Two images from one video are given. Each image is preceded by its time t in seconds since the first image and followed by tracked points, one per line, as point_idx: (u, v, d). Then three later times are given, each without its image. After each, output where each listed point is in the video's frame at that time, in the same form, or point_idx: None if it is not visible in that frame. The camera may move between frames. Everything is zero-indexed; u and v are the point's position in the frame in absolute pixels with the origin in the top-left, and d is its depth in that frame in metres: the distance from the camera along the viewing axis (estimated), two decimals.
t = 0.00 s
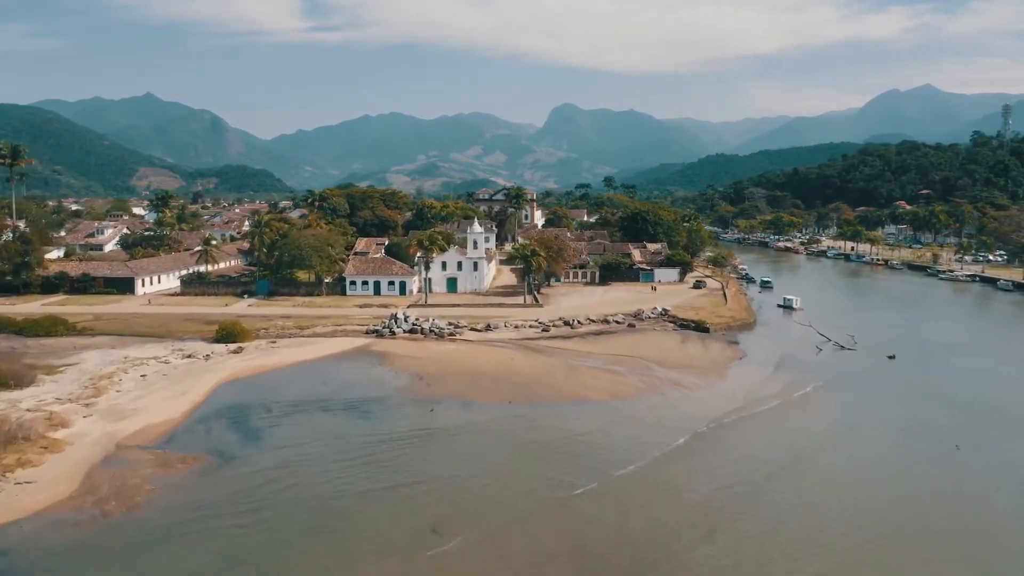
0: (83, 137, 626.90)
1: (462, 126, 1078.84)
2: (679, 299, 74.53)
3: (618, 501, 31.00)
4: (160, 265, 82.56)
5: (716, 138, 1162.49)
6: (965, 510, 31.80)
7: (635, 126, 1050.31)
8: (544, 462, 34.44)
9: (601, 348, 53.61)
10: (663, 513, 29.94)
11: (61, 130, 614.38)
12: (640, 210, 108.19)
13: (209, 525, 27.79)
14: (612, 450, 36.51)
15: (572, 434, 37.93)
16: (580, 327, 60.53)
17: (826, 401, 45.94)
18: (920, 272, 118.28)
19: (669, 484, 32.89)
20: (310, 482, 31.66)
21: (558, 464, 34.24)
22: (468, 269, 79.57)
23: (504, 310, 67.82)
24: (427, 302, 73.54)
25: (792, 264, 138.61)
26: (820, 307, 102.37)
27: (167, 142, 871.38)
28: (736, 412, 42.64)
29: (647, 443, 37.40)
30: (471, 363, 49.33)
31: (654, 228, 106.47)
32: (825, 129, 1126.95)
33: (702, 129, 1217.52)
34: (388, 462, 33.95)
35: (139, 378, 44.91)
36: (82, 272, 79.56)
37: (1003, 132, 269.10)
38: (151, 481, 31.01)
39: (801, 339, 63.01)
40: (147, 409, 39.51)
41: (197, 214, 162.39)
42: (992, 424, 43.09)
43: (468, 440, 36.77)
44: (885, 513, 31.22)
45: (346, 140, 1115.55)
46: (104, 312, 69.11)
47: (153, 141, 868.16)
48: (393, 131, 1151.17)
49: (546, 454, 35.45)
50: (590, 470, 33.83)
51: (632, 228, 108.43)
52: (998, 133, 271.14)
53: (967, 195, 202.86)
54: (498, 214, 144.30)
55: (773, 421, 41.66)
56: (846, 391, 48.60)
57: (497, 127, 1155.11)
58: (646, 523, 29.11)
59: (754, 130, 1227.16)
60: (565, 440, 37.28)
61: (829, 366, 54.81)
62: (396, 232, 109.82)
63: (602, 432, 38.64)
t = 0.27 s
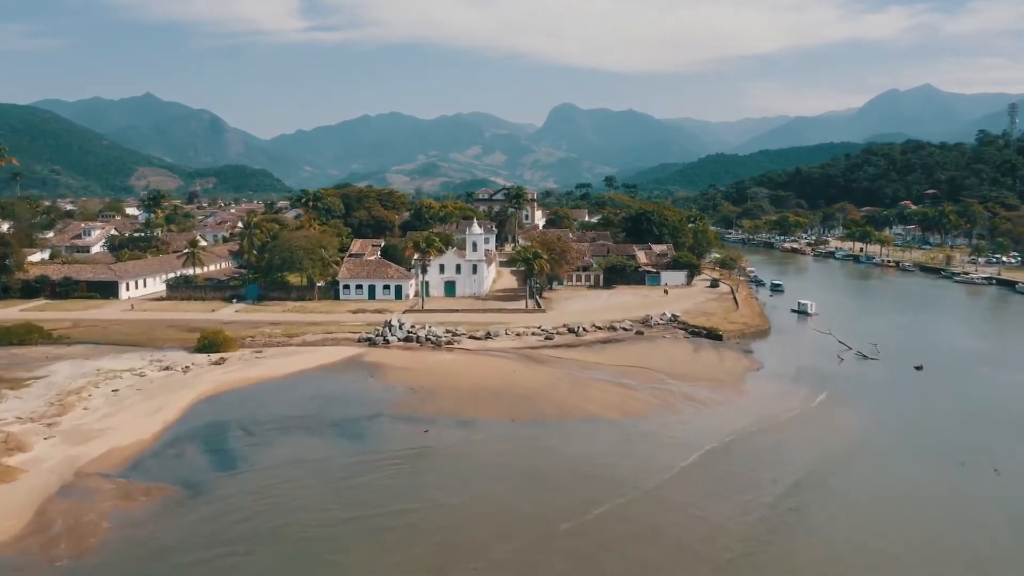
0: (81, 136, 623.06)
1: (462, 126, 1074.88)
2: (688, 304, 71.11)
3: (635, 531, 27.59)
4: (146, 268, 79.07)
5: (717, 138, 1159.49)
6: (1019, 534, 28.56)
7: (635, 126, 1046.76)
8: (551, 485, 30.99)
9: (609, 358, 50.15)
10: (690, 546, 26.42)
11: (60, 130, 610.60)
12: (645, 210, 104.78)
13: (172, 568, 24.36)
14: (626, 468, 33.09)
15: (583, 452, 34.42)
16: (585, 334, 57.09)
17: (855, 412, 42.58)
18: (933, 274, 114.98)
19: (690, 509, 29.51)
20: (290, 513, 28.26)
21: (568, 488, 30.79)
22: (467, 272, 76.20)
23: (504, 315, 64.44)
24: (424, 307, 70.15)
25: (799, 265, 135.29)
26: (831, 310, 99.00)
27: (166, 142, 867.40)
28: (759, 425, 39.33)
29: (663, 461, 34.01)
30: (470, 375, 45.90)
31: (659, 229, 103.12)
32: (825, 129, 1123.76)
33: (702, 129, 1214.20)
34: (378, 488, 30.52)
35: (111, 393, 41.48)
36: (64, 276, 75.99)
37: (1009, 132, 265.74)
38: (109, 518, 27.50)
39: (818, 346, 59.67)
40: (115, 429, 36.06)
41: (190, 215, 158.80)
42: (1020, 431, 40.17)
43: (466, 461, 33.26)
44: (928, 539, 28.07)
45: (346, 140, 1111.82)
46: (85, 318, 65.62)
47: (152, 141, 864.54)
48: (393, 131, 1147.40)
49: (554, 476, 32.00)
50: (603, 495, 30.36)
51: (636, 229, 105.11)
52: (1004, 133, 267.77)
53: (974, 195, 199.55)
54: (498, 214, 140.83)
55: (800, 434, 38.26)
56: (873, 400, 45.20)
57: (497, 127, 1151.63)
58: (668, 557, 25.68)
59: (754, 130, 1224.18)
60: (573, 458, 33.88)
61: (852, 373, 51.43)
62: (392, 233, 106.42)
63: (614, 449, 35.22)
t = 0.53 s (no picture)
0: (79, 136, 618.97)
1: (462, 126, 1071.22)
2: (699, 310, 67.55)
3: None
4: (130, 271, 75.41)
5: (717, 138, 1156.60)
6: None
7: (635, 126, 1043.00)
8: (560, 517, 27.55)
9: (618, 370, 46.57)
10: None
11: (57, 130, 606.55)
12: (650, 210, 101.20)
13: None
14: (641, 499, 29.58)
15: (595, 478, 30.92)
16: (591, 343, 53.52)
17: (888, 425, 39.35)
18: (947, 276, 111.55)
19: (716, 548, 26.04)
20: (261, 557, 24.73)
21: (578, 522, 27.32)
22: (466, 276, 72.64)
23: (505, 322, 60.87)
24: (421, 313, 66.60)
25: (807, 267, 131.77)
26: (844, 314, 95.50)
27: (165, 142, 863.39)
28: (785, 443, 36.03)
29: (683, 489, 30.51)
30: (469, 389, 42.33)
31: (665, 230, 99.58)
32: (826, 129, 1120.43)
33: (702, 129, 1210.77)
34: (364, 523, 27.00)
35: (76, 412, 37.98)
36: (43, 280, 72.33)
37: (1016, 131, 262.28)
38: (54, 567, 23.93)
39: (839, 353, 56.22)
40: (75, 455, 32.56)
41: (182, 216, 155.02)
42: None
43: (465, 488, 29.76)
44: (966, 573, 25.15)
45: (345, 140, 1107.60)
46: (62, 325, 62.01)
47: (151, 141, 860.40)
48: (392, 131, 1143.70)
49: (562, 507, 28.52)
50: (616, 531, 26.88)
51: (641, 230, 101.55)
52: (1011, 132, 264.29)
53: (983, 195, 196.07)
54: (498, 214, 137.19)
55: (830, 453, 35.01)
56: (904, 411, 41.96)
57: (496, 127, 1147.92)
58: None
59: (754, 130, 1221.48)
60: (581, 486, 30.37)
61: (878, 382, 48.13)
62: (389, 235, 102.85)
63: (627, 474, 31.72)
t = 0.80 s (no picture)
0: (77, 135, 615.16)
1: (462, 126, 1067.62)
2: (709, 317, 64.07)
3: None
4: (111, 275, 71.90)
5: (717, 137, 1153.40)
6: None
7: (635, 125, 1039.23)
8: (569, 563, 24.16)
9: (628, 385, 43.09)
10: None
11: (55, 129, 602.80)
12: (655, 210, 97.76)
13: None
14: (661, 536, 26.15)
15: (605, 513, 27.50)
16: (597, 353, 50.07)
17: (926, 444, 36.05)
18: (962, 279, 108.18)
19: None
20: None
21: (589, 568, 23.93)
22: (464, 280, 69.15)
23: (506, 331, 57.40)
24: (416, 319, 63.12)
25: (815, 269, 128.27)
26: (858, 317, 92.06)
27: (164, 142, 859.58)
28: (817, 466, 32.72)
29: (705, 524, 27.14)
30: (466, 406, 38.92)
31: (671, 231, 96.08)
32: (827, 128, 1117.05)
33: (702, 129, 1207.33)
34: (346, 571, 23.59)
35: (35, 434, 34.67)
36: (20, 285, 68.83)
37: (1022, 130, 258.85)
38: None
39: (862, 362, 52.80)
40: (26, 486, 29.21)
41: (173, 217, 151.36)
42: None
43: (462, 526, 26.35)
44: None
45: (345, 140, 1103.79)
46: (36, 333, 58.56)
47: (150, 140, 856.59)
48: (392, 130, 1139.94)
49: (568, 548, 25.15)
50: None
51: (646, 232, 98.04)
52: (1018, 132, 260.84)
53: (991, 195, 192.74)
54: (498, 215, 133.73)
55: (867, 478, 31.72)
56: (941, 428, 38.69)
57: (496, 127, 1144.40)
58: None
59: (755, 129, 1218.07)
60: (592, 522, 26.93)
61: (907, 395, 44.77)
62: (385, 236, 99.34)
63: (642, 505, 28.30)
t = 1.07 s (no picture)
0: (75, 135, 611.71)
1: (462, 126, 1064.41)
2: (719, 325, 60.60)
3: None
4: (91, 280, 68.40)
5: (718, 137, 1150.58)
6: None
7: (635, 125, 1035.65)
8: None
9: (637, 402, 39.61)
10: None
11: (53, 129, 599.48)
12: (659, 211, 94.34)
13: None
14: None
15: (616, 558, 24.14)
16: (602, 365, 46.67)
17: (969, 468, 32.73)
18: (976, 282, 104.89)
19: None
20: None
21: None
22: (460, 285, 65.78)
23: (505, 340, 53.94)
24: (410, 327, 59.68)
25: (822, 271, 124.88)
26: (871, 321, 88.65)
27: (163, 142, 856.13)
28: (852, 498, 29.39)
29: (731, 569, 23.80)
30: (460, 426, 35.59)
31: (676, 232, 92.68)
32: (827, 128, 1113.87)
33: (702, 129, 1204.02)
34: None
35: None
36: None
37: None
38: None
39: (886, 374, 49.41)
40: None
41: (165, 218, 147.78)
42: None
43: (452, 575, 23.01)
44: None
45: (344, 139, 1100.46)
46: (7, 342, 55.12)
47: (149, 140, 853.16)
48: (391, 130, 1136.63)
49: None
50: None
51: (650, 233, 94.63)
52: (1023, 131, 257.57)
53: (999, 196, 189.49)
54: (496, 216, 130.23)
55: (907, 510, 28.45)
56: (978, 449, 35.37)
57: (496, 127, 1141.36)
58: None
59: (755, 129, 1214.86)
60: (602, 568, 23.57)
61: (939, 410, 41.42)
62: (380, 238, 95.90)
63: (658, 547, 24.95)
